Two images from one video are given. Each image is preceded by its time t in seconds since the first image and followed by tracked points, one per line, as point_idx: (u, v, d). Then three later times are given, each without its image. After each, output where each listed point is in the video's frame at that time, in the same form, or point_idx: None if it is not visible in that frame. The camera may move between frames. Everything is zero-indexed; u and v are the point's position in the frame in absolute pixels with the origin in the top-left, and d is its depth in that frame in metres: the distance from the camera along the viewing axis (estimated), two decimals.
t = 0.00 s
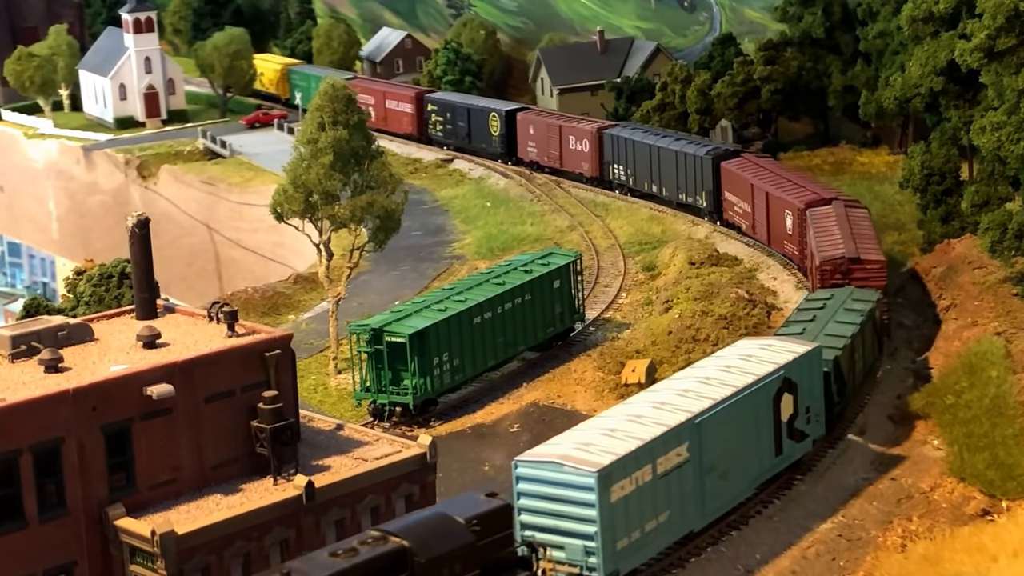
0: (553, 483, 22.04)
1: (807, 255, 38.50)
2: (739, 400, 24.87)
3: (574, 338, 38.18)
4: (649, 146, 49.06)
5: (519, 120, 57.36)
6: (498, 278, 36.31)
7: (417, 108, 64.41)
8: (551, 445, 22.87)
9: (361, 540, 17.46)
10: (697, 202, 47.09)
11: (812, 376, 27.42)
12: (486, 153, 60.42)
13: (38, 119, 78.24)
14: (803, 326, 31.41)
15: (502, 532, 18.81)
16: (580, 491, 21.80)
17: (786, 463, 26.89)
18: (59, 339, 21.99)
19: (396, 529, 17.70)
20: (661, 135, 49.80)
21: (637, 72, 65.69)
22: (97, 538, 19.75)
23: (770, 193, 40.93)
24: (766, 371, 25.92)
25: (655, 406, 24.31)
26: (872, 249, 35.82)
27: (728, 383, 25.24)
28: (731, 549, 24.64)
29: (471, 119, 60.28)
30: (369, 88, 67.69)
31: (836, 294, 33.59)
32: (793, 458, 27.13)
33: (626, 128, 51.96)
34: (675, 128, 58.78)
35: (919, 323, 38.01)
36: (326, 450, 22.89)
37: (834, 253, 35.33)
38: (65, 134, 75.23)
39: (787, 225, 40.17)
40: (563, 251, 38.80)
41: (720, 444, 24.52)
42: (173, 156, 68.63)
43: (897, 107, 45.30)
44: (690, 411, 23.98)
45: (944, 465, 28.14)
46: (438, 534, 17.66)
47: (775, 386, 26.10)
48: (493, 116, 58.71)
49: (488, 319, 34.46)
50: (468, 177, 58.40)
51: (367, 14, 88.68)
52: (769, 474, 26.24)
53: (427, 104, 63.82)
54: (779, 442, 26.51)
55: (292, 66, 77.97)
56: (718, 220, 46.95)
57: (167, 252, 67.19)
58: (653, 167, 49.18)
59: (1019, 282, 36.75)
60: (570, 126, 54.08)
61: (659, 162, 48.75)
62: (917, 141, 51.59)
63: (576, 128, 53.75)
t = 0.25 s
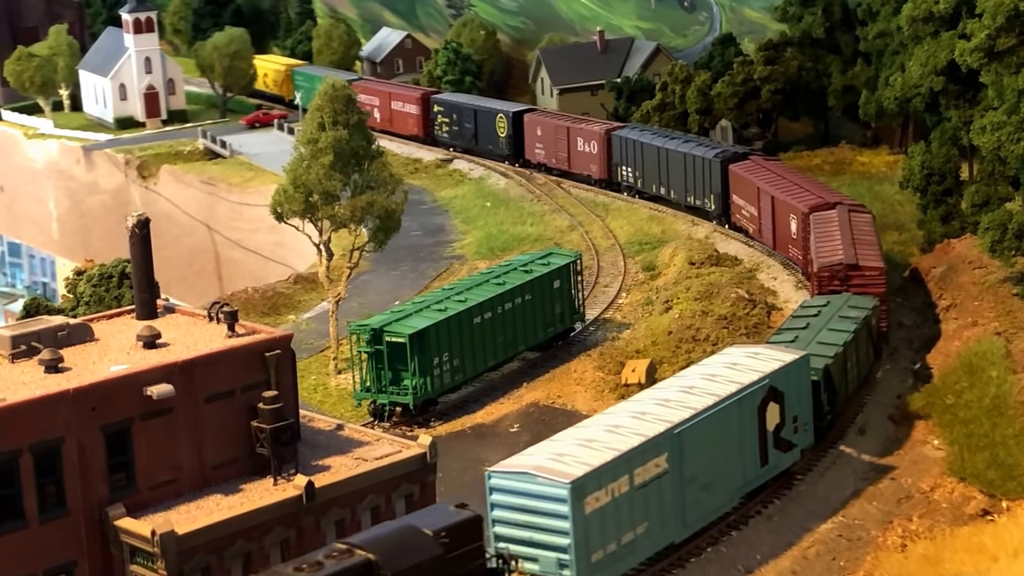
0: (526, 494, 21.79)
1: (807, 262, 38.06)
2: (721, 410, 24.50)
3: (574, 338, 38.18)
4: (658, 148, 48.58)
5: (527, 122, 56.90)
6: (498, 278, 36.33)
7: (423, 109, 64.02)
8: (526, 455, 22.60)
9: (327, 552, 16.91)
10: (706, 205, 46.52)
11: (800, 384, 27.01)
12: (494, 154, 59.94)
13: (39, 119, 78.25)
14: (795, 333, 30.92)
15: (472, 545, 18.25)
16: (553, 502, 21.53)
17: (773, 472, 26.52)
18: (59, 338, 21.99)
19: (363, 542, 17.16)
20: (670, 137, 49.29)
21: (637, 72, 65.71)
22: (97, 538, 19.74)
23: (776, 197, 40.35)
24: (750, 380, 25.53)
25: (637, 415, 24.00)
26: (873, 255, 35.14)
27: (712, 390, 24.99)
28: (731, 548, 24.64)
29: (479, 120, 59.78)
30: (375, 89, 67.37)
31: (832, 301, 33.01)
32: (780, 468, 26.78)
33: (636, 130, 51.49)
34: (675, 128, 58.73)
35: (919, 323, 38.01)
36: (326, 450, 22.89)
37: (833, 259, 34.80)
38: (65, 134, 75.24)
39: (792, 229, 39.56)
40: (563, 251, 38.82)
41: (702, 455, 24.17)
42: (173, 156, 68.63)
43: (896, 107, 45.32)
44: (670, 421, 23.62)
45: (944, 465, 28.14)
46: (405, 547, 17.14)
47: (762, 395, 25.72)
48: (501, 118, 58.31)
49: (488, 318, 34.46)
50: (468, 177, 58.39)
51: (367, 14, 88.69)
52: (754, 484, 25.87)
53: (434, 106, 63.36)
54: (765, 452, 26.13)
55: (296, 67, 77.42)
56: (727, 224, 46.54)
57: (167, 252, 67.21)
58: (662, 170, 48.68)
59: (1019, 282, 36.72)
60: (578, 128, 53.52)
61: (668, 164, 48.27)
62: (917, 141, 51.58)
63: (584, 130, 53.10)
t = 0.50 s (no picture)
0: (495, 507, 21.10)
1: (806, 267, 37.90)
2: (700, 421, 23.89)
3: (574, 338, 38.18)
4: (667, 150, 48.08)
5: (535, 124, 56.46)
6: (499, 278, 36.33)
7: (429, 110, 63.57)
8: (497, 467, 21.94)
9: (285, 571, 17.71)
10: (715, 208, 46.11)
11: (785, 396, 26.38)
12: (501, 156, 59.46)
13: (39, 119, 78.26)
14: (785, 343, 30.59)
15: (436, 558, 19.38)
16: (521, 516, 20.84)
17: (755, 486, 25.85)
18: (59, 339, 22.00)
19: (324, 557, 18.07)
20: (680, 140, 48.85)
21: (637, 72, 65.71)
22: (97, 538, 19.74)
23: (782, 202, 39.98)
24: (733, 392, 24.92)
25: (614, 427, 23.40)
26: (873, 262, 34.28)
27: (692, 402, 24.35)
28: (731, 548, 24.66)
29: (486, 122, 59.41)
30: (380, 90, 67.13)
31: (826, 309, 32.59)
32: (764, 481, 26.13)
33: (648, 132, 51.04)
34: (675, 128, 58.72)
35: (919, 322, 38.03)
36: (326, 450, 22.90)
37: (830, 267, 34.13)
38: (65, 134, 75.25)
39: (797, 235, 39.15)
40: (562, 251, 38.82)
41: (679, 468, 23.52)
42: (173, 156, 68.63)
43: (897, 107, 45.34)
44: (646, 433, 23.01)
45: (944, 465, 28.14)
46: (365, 563, 18.11)
47: (744, 407, 25.08)
48: (509, 119, 57.86)
49: (488, 319, 34.45)
50: (468, 177, 58.40)
51: (367, 14, 88.71)
52: (736, 497, 25.21)
53: (440, 107, 62.86)
54: (748, 464, 25.49)
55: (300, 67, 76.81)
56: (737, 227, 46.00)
57: (167, 252, 67.23)
58: (672, 173, 48.13)
59: (1019, 282, 36.71)
60: (586, 130, 52.98)
61: (677, 167, 47.71)
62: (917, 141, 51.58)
63: (593, 132, 52.52)
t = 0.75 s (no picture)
0: (465, 519, 20.69)
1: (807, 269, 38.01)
2: (680, 432, 23.23)
3: (575, 338, 38.15)
4: (676, 153, 47.53)
5: (543, 125, 55.97)
6: (499, 278, 36.30)
7: (436, 112, 63.08)
8: (469, 478, 21.50)
9: None
10: (723, 212, 45.65)
11: (772, 405, 25.70)
12: (509, 158, 58.99)
13: (39, 119, 78.23)
14: (776, 351, 29.71)
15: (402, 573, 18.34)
16: (492, 528, 20.42)
17: (740, 497, 25.20)
18: (59, 339, 21.98)
19: None
20: (689, 141, 48.37)
21: (637, 72, 65.69)
22: (97, 538, 19.71)
23: (787, 206, 39.73)
24: (716, 402, 24.28)
25: (593, 437, 22.83)
26: (872, 270, 33.49)
27: (675, 412, 23.73)
28: (733, 549, 24.64)
29: (493, 124, 59.02)
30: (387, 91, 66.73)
31: (821, 317, 31.79)
32: (749, 491, 25.45)
33: (659, 134, 50.53)
34: (676, 128, 58.70)
35: (920, 323, 38.02)
36: (326, 451, 22.87)
37: (828, 274, 33.39)
38: (66, 134, 75.22)
39: (801, 240, 39.00)
40: (563, 251, 38.80)
41: (660, 479, 22.95)
42: (173, 156, 68.61)
43: (898, 107, 45.33)
44: (625, 444, 22.41)
45: (945, 465, 28.11)
46: None
47: (728, 417, 24.44)
48: (517, 120, 57.36)
49: (489, 319, 34.42)
50: (468, 177, 58.41)
51: (367, 14, 88.70)
52: (719, 509, 24.58)
53: (447, 109, 62.41)
54: (732, 476, 24.83)
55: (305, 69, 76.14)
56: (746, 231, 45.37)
57: (167, 252, 67.23)
58: (681, 175, 47.57)
59: (1020, 282, 36.64)
60: (595, 132, 52.42)
61: (686, 169, 47.13)
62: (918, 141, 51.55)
63: (602, 134, 51.97)
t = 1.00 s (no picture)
0: (429, 533, 19.88)
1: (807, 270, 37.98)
2: (655, 445, 22.45)
3: (575, 338, 38.15)
4: (686, 155, 46.96)
5: (552, 128, 55.53)
6: (499, 278, 36.30)
7: (443, 113, 62.64)
8: (436, 490, 20.69)
9: None
10: (733, 215, 45.01)
11: (754, 416, 24.93)
12: (518, 160, 58.56)
13: (39, 119, 78.22)
14: (764, 360, 29.14)
15: None
16: (456, 543, 19.62)
17: (719, 511, 24.42)
18: (59, 339, 21.98)
19: None
20: (700, 144, 47.73)
21: (637, 72, 65.68)
22: (98, 538, 19.72)
23: (792, 211, 39.25)
24: (694, 414, 23.49)
25: (566, 448, 22.08)
26: (869, 276, 32.67)
27: (651, 424, 22.97)
28: (732, 549, 24.64)
29: (501, 125, 58.55)
30: (393, 93, 66.35)
31: (813, 326, 31.20)
32: (729, 505, 24.67)
33: (669, 136, 49.88)
34: (676, 128, 58.71)
35: (919, 323, 38.04)
36: (326, 451, 22.87)
37: (823, 282, 32.70)
38: (65, 134, 75.20)
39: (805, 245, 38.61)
40: (563, 251, 38.80)
41: (634, 492, 22.17)
42: (173, 156, 68.60)
43: (898, 107, 45.35)
44: (597, 457, 21.64)
45: (945, 465, 28.10)
46: None
47: (707, 429, 23.66)
48: (525, 122, 56.90)
49: (489, 319, 34.41)
50: (468, 177, 58.41)
51: (366, 15, 88.68)
52: (696, 523, 23.79)
53: (454, 110, 61.91)
54: (711, 489, 24.03)
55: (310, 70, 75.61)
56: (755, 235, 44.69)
57: (167, 252, 67.25)
58: (690, 179, 47.01)
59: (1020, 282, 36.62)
60: (605, 133, 51.94)
61: (695, 172, 46.59)
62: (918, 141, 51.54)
63: (611, 136, 51.57)
